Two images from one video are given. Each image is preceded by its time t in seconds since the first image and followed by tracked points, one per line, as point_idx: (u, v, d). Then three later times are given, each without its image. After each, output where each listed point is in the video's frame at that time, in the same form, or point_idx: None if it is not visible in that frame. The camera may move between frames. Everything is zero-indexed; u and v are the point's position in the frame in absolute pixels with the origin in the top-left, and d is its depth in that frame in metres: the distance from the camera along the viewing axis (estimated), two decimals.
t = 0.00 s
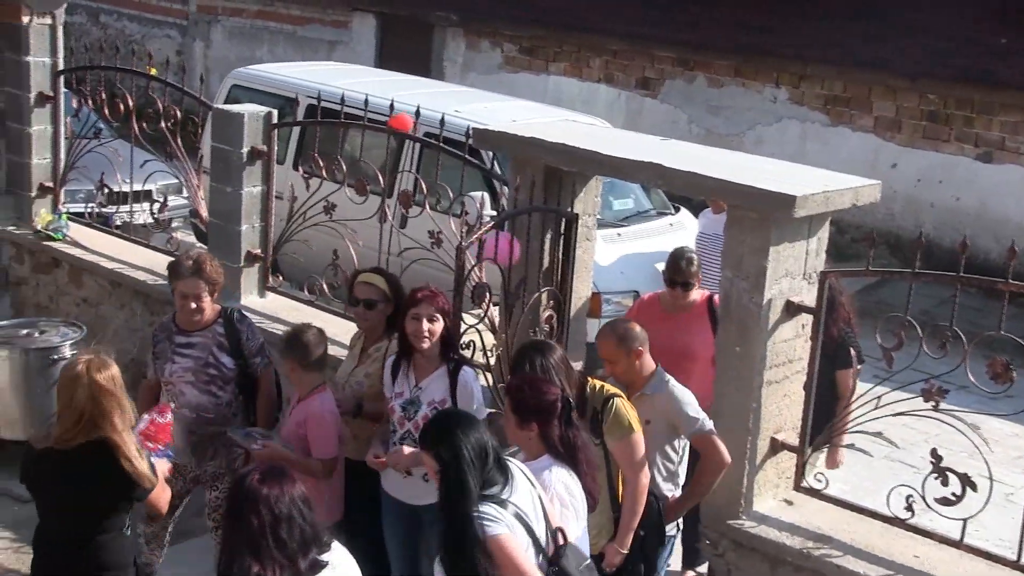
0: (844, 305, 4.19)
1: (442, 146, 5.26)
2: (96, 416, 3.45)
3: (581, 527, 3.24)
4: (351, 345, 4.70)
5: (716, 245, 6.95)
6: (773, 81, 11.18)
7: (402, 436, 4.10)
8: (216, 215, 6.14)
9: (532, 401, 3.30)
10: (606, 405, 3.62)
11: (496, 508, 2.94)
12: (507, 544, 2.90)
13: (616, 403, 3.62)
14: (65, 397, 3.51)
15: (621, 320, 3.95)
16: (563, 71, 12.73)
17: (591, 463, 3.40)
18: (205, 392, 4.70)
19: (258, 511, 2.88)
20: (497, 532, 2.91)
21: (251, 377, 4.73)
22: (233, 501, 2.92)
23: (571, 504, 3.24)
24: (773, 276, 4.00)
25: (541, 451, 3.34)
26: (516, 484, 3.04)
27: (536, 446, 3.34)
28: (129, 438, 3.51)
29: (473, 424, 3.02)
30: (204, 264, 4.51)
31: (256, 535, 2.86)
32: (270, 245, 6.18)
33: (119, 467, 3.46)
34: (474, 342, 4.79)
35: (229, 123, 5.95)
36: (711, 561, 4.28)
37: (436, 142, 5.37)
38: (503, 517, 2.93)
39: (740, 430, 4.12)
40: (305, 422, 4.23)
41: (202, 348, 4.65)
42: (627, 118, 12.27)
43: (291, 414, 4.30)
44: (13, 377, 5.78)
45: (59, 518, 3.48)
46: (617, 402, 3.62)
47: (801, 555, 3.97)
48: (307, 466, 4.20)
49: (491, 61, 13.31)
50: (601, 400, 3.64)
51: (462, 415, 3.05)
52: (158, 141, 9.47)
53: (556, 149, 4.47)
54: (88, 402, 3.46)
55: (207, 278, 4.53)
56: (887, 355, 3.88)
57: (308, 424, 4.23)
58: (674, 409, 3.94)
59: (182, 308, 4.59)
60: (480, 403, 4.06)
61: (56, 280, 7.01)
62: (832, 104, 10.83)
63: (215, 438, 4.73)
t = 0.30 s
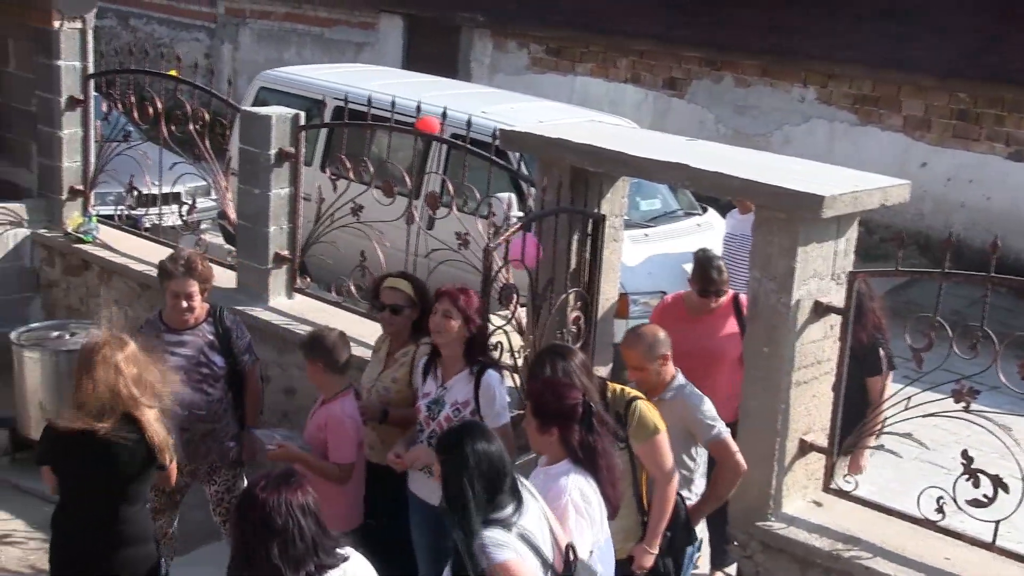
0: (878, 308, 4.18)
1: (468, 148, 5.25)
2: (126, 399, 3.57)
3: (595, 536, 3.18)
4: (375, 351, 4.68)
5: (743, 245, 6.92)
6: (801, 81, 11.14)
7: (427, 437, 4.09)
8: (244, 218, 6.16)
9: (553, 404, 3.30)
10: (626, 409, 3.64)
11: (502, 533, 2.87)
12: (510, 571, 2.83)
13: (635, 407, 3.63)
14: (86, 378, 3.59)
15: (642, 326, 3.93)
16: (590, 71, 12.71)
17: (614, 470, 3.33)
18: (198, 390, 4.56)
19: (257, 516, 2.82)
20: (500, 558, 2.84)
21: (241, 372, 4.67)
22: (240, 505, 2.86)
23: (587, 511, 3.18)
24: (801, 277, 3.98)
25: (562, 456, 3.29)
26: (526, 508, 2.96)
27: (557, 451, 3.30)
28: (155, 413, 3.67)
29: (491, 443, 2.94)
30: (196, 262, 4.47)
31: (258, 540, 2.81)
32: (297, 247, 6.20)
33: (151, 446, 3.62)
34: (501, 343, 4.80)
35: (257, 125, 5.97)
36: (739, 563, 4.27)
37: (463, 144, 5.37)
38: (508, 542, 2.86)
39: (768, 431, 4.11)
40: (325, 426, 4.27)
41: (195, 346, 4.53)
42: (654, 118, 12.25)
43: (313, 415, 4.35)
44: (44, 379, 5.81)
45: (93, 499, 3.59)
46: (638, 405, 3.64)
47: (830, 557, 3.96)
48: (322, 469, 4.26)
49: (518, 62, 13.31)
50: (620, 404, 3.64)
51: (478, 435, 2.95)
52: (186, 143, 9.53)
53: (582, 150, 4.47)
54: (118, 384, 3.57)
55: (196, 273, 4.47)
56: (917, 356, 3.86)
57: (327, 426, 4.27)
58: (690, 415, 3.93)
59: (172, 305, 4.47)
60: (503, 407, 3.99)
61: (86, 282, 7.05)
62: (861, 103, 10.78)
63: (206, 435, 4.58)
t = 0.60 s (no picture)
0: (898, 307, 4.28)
1: (484, 146, 5.24)
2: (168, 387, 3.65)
3: (601, 546, 3.16)
4: (385, 350, 4.69)
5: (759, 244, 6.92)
6: (817, 79, 11.11)
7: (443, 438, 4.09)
8: (260, 217, 6.17)
9: (560, 412, 3.26)
10: (652, 421, 3.56)
11: (468, 552, 2.80)
12: None
13: (664, 419, 3.55)
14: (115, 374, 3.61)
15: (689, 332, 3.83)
16: (606, 70, 12.70)
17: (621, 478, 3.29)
18: (200, 380, 4.55)
19: (269, 512, 2.82)
20: None
21: (238, 359, 4.68)
22: (252, 503, 2.86)
23: (593, 521, 3.14)
24: (817, 275, 3.97)
25: (570, 463, 3.25)
26: (506, 530, 2.90)
27: (564, 457, 3.25)
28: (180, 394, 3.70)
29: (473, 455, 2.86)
30: (185, 255, 4.45)
31: (270, 536, 2.81)
32: (313, 247, 6.20)
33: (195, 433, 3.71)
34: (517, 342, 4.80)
35: (273, 124, 5.97)
36: (755, 561, 4.25)
37: (478, 142, 5.35)
38: (477, 562, 2.80)
39: (784, 430, 4.10)
40: (330, 421, 4.28)
41: (192, 338, 4.52)
42: (670, 116, 12.23)
43: (314, 411, 4.35)
44: (61, 378, 5.83)
45: (132, 488, 3.53)
46: (668, 417, 3.56)
47: (847, 556, 3.94)
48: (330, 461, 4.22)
49: (533, 60, 13.31)
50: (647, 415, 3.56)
51: (469, 443, 2.89)
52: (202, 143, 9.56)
53: (598, 148, 4.46)
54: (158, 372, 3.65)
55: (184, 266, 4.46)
56: (934, 354, 3.84)
57: (332, 422, 4.28)
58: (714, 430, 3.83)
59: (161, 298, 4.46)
60: (515, 408, 3.96)
61: (103, 281, 7.07)
62: (878, 101, 10.74)
63: (212, 423, 4.58)
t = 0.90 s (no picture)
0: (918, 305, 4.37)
1: (502, 143, 5.23)
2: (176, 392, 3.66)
3: (610, 550, 3.15)
4: (389, 347, 4.66)
5: (779, 237, 6.90)
6: (836, 72, 11.07)
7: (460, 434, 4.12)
8: (279, 215, 6.18)
9: (571, 413, 3.24)
10: (710, 430, 3.40)
11: (466, 551, 2.82)
12: None
13: (720, 429, 3.41)
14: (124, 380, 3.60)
15: (712, 335, 3.77)
16: (624, 65, 12.68)
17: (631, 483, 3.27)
18: (220, 375, 4.60)
19: (290, 503, 2.82)
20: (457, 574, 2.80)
21: (259, 356, 4.70)
22: (273, 493, 2.86)
23: (602, 525, 3.14)
24: (837, 269, 3.96)
25: (579, 465, 3.23)
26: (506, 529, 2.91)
27: (572, 461, 3.23)
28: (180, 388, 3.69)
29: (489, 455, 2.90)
30: (206, 249, 4.42)
31: (293, 523, 2.81)
32: (331, 244, 6.21)
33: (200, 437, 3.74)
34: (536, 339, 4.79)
35: (291, 122, 5.99)
36: (777, 557, 4.24)
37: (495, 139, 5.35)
38: (470, 563, 2.81)
39: (805, 424, 4.08)
40: (337, 406, 4.39)
41: (214, 333, 4.56)
42: (688, 111, 12.21)
43: (318, 398, 4.45)
44: (83, 377, 5.85)
45: (157, 486, 3.63)
46: (722, 431, 3.41)
47: (869, 550, 3.93)
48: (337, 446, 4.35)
49: (550, 56, 13.30)
50: (702, 428, 3.40)
51: (481, 441, 2.91)
52: (222, 142, 9.58)
53: (616, 143, 4.45)
54: (168, 376, 3.65)
55: (208, 265, 4.43)
56: (956, 347, 3.82)
57: (339, 407, 4.39)
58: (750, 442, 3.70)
59: (184, 292, 4.49)
60: (535, 405, 3.96)
61: (123, 281, 7.09)
62: (897, 93, 10.69)
63: (232, 419, 4.63)
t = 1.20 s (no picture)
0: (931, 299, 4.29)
1: (514, 139, 5.22)
2: (148, 382, 3.75)
3: (611, 548, 3.16)
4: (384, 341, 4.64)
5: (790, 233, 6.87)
6: (848, 68, 11.04)
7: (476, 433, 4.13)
8: (291, 212, 6.19)
9: (575, 410, 3.25)
10: (739, 442, 3.37)
11: (478, 543, 2.82)
12: None
13: (750, 440, 3.37)
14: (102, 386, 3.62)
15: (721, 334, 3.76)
16: (635, 62, 12.66)
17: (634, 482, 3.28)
18: (239, 372, 4.61)
19: (280, 502, 2.83)
20: (467, 567, 2.81)
21: (279, 356, 4.68)
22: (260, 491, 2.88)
23: (604, 523, 3.15)
24: (849, 265, 3.95)
25: (579, 463, 3.24)
26: (535, 519, 2.93)
27: (573, 459, 3.24)
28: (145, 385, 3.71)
29: (500, 448, 2.87)
30: (231, 246, 4.41)
31: (284, 519, 2.82)
32: (343, 241, 6.21)
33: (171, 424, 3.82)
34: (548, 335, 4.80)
35: (303, 120, 5.99)
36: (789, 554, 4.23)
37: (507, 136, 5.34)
38: (482, 557, 2.81)
39: (817, 421, 4.07)
40: (342, 407, 4.35)
41: (236, 331, 4.57)
42: (699, 108, 12.19)
43: (320, 397, 4.40)
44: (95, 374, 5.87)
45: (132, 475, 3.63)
46: (751, 443, 3.37)
47: (881, 547, 3.92)
48: (343, 444, 4.30)
49: (562, 53, 13.29)
50: (731, 440, 3.37)
51: (497, 435, 2.89)
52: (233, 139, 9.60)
53: (627, 139, 4.45)
54: (130, 373, 3.67)
55: (235, 262, 4.42)
56: (969, 344, 3.81)
57: (344, 407, 4.35)
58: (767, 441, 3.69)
59: (210, 287, 4.48)
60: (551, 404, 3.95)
61: (135, 278, 7.11)
62: (909, 90, 10.67)
63: (248, 417, 4.63)
